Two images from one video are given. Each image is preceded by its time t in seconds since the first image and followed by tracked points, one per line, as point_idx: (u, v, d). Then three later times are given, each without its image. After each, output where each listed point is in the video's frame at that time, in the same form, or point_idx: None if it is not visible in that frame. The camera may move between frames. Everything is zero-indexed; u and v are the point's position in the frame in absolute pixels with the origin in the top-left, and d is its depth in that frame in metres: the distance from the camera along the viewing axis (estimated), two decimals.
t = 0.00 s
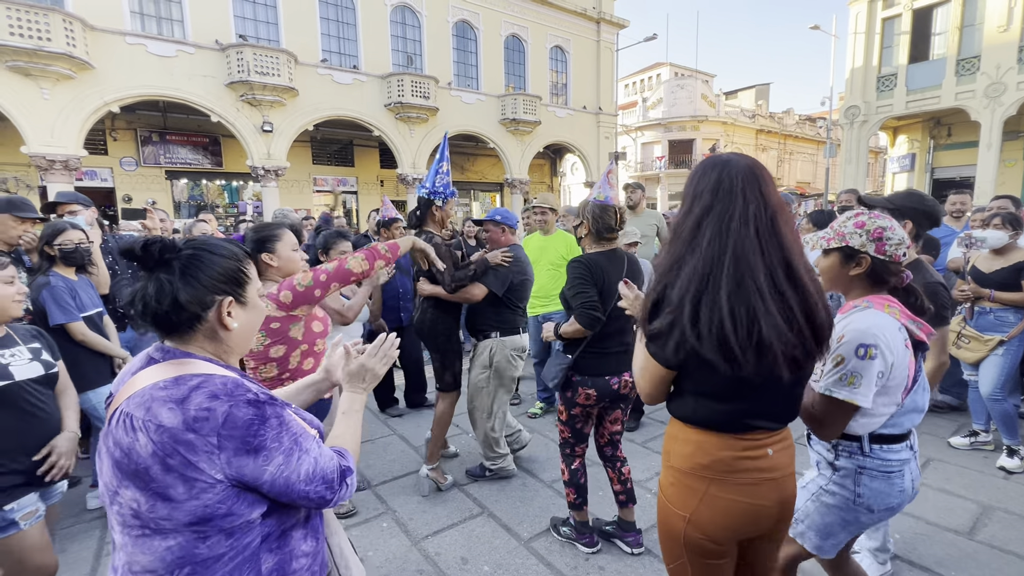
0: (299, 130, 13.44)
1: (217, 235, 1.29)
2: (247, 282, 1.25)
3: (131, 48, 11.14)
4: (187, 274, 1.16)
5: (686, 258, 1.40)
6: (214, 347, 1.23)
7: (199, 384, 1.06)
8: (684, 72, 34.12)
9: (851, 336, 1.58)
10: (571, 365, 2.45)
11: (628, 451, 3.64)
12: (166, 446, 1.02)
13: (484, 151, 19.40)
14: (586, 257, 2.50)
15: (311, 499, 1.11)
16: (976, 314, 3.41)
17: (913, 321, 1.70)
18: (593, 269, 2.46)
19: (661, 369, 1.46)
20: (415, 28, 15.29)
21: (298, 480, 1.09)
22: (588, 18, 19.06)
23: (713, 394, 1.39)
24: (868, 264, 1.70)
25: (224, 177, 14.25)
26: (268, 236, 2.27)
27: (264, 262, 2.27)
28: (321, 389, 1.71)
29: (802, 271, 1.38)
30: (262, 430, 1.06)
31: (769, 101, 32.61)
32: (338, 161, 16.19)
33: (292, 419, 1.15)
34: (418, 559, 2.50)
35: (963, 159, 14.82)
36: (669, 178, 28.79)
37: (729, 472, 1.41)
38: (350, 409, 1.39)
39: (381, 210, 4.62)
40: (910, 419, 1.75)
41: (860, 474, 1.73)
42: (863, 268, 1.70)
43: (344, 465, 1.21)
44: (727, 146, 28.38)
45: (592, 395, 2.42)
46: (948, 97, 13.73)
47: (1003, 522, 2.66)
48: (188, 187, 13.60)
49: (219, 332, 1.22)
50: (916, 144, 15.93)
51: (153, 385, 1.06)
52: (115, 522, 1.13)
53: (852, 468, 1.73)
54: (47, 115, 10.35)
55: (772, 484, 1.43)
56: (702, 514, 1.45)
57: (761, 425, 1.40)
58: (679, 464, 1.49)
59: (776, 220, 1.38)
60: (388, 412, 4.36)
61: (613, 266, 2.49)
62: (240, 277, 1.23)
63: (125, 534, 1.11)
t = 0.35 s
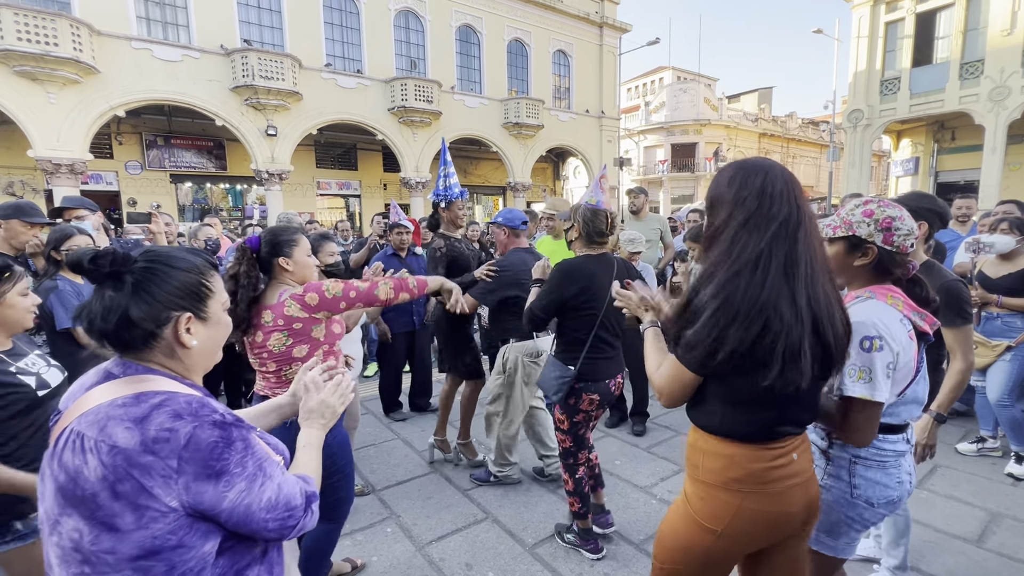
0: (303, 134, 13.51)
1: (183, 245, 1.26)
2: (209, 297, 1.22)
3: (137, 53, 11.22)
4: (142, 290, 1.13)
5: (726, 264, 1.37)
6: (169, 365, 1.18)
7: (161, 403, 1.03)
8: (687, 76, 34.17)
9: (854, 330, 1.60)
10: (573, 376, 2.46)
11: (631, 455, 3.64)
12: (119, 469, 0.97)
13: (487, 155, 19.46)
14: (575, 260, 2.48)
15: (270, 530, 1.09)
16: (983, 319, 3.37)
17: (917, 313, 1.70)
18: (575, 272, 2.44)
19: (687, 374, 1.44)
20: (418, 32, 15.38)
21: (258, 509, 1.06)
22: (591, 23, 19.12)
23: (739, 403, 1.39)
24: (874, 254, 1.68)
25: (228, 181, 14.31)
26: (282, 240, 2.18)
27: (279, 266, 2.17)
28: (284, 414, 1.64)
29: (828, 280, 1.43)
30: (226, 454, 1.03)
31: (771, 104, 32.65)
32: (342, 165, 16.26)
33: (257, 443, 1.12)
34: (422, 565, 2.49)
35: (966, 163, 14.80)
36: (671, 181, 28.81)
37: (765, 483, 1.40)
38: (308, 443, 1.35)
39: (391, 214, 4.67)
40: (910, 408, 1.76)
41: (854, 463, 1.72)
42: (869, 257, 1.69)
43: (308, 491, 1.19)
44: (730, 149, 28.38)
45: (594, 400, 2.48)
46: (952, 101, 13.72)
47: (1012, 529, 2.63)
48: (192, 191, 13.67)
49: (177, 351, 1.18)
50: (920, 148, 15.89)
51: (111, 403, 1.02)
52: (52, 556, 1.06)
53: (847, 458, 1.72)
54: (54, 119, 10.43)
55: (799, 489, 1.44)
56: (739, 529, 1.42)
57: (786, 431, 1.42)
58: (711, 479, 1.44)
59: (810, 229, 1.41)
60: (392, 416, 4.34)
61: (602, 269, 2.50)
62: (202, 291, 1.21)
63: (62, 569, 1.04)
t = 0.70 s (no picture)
0: (306, 135, 13.53)
1: (173, 237, 1.21)
2: (209, 288, 1.19)
3: (141, 54, 11.26)
4: (137, 287, 1.10)
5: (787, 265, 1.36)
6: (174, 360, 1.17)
7: (164, 401, 1.01)
8: (690, 76, 34.12)
9: (873, 328, 1.61)
10: (575, 373, 2.42)
11: (633, 455, 3.63)
12: (128, 471, 0.97)
13: (490, 155, 19.46)
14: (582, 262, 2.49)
15: (295, 521, 1.08)
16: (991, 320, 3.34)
17: (934, 317, 1.71)
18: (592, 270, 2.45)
19: (744, 387, 1.33)
20: (421, 33, 15.38)
21: (277, 501, 1.04)
22: (594, 23, 19.11)
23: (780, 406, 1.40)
24: (889, 259, 1.71)
25: (232, 181, 14.35)
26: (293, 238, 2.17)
27: (287, 265, 2.14)
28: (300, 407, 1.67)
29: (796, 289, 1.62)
30: (237, 449, 1.02)
31: (775, 105, 32.57)
32: (345, 165, 16.28)
33: (271, 435, 1.10)
34: (424, 566, 2.48)
35: (972, 163, 14.71)
36: (674, 182, 28.75)
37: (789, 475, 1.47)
38: (325, 432, 1.34)
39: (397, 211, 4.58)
40: (922, 410, 1.78)
41: (870, 463, 1.73)
42: (885, 262, 1.72)
43: (331, 480, 1.19)
44: (733, 150, 28.32)
45: (599, 400, 2.45)
46: (956, 101, 13.66)
47: (1020, 532, 2.60)
48: (195, 192, 13.71)
49: (180, 345, 1.15)
50: (924, 148, 15.83)
51: (115, 406, 1.01)
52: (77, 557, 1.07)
53: (863, 458, 1.73)
54: (58, 119, 10.47)
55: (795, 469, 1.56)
56: (779, 527, 1.46)
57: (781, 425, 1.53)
58: (752, 487, 1.42)
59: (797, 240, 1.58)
60: (394, 416, 4.33)
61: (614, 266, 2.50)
62: (200, 284, 1.17)
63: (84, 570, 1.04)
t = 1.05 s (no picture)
0: (311, 139, 13.62)
1: (210, 241, 1.22)
2: (249, 288, 1.20)
3: (149, 61, 11.39)
4: (186, 293, 1.11)
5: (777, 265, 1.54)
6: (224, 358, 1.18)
7: (225, 397, 1.03)
8: (694, 79, 34.07)
9: (889, 323, 1.63)
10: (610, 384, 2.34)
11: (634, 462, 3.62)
12: (195, 462, 0.99)
13: (494, 160, 19.51)
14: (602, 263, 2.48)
15: (342, 498, 1.11)
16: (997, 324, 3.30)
17: (946, 309, 1.72)
18: (610, 272, 2.45)
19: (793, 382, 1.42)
20: (426, 38, 15.46)
21: (330, 482, 1.08)
22: (598, 27, 19.13)
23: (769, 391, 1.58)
24: (895, 253, 1.75)
25: (238, 186, 14.46)
26: (301, 247, 2.23)
27: (299, 273, 2.18)
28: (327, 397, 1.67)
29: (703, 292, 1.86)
30: (292, 439, 1.05)
31: (780, 108, 32.45)
32: (349, 170, 16.36)
33: (318, 425, 1.13)
34: (423, 572, 2.47)
35: (980, 166, 14.58)
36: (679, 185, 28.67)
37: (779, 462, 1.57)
38: (351, 422, 1.34)
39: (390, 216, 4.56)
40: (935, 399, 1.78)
41: (893, 451, 1.72)
42: (891, 256, 1.76)
43: (368, 462, 1.21)
44: (738, 153, 28.24)
45: (633, 410, 2.38)
46: (964, 103, 13.56)
47: None
48: (202, 196, 13.83)
49: (227, 344, 1.17)
50: (932, 150, 15.71)
51: (176, 400, 1.03)
52: (136, 540, 1.09)
53: (887, 446, 1.72)
54: (68, 125, 10.59)
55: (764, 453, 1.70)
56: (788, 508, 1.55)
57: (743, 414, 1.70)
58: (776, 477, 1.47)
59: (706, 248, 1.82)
60: (396, 420, 4.33)
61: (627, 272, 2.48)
62: (243, 286, 1.19)
63: (146, 552, 1.07)
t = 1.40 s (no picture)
0: (310, 140, 13.60)
1: (263, 243, 1.30)
2: (294, 286, 1.26)
3: (148, 61, 11.37)
4: (238, 291, 1.21)
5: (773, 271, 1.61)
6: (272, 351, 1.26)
7: (276, 379, 1.12)
8: (693, 81, 34.11)
9: (903, 324, 1.63)
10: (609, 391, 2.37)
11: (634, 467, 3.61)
12: (250, 437, 1.08)
13: (493, 161, 19.50)
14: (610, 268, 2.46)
15: (377, 486, 1.15)
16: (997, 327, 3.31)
17: (952, 311, 1.72)
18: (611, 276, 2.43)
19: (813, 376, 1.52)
20: (425, 40, 15.47)
21: (366, 469, 1.12)
22: (597, 29, 19.15)
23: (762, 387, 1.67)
24: (897, 257, 1.75)
25: (236, 187, 14.44)
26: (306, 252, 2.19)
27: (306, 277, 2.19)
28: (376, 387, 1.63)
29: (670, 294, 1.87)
30: (334, 421, 1.11)
31: (778, 110, 32.51)
32: (349, 171, 16.35)
33: (359, 411, 1.19)
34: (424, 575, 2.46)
35: (978, 167, 14.61)
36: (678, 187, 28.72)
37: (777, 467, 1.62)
38: (397, 408, 1.38)
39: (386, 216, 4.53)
40: (944, 400, 1.78)
41: (906, 454, 1.71)
42: (893, 260, 1.76)
43: (406, 452, 1.24)
44: (737, 155, 28.29)
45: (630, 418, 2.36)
46: (962, 105, 13.60)
47: None
48: (201, 197, 13.81)
49: (275, 338, 1.24)
50: (930, 152, 15.75)
51: (235, 383, 1.12)
52: (202, 513, 1.20)
53: (900, 450, 1.71)
54: (66, 126, 10.57)
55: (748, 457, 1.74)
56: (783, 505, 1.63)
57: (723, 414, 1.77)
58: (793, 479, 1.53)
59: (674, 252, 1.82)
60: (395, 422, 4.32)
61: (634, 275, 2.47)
62: (289, 286, 1.25)
63: (211, 525, 1.17)
